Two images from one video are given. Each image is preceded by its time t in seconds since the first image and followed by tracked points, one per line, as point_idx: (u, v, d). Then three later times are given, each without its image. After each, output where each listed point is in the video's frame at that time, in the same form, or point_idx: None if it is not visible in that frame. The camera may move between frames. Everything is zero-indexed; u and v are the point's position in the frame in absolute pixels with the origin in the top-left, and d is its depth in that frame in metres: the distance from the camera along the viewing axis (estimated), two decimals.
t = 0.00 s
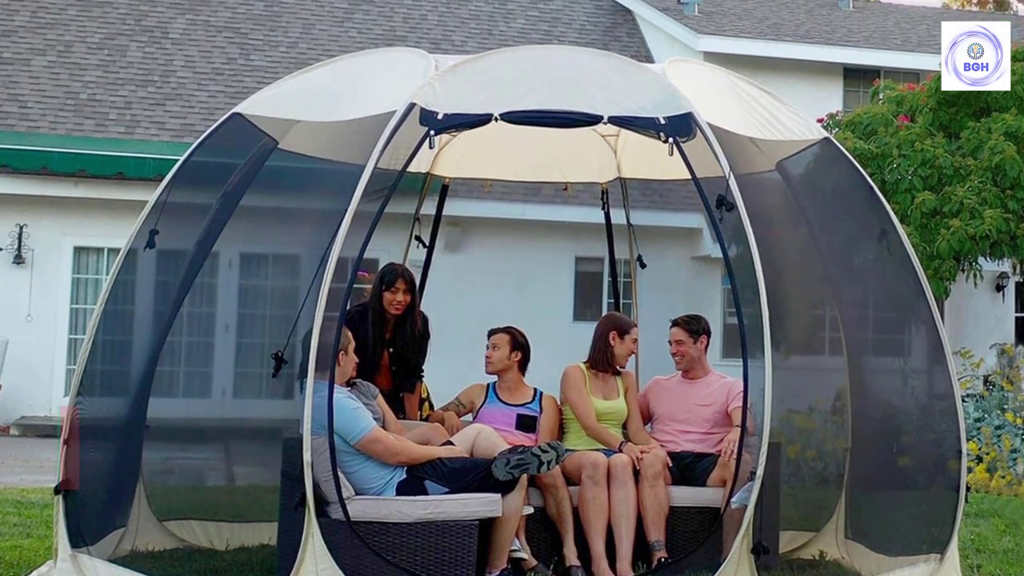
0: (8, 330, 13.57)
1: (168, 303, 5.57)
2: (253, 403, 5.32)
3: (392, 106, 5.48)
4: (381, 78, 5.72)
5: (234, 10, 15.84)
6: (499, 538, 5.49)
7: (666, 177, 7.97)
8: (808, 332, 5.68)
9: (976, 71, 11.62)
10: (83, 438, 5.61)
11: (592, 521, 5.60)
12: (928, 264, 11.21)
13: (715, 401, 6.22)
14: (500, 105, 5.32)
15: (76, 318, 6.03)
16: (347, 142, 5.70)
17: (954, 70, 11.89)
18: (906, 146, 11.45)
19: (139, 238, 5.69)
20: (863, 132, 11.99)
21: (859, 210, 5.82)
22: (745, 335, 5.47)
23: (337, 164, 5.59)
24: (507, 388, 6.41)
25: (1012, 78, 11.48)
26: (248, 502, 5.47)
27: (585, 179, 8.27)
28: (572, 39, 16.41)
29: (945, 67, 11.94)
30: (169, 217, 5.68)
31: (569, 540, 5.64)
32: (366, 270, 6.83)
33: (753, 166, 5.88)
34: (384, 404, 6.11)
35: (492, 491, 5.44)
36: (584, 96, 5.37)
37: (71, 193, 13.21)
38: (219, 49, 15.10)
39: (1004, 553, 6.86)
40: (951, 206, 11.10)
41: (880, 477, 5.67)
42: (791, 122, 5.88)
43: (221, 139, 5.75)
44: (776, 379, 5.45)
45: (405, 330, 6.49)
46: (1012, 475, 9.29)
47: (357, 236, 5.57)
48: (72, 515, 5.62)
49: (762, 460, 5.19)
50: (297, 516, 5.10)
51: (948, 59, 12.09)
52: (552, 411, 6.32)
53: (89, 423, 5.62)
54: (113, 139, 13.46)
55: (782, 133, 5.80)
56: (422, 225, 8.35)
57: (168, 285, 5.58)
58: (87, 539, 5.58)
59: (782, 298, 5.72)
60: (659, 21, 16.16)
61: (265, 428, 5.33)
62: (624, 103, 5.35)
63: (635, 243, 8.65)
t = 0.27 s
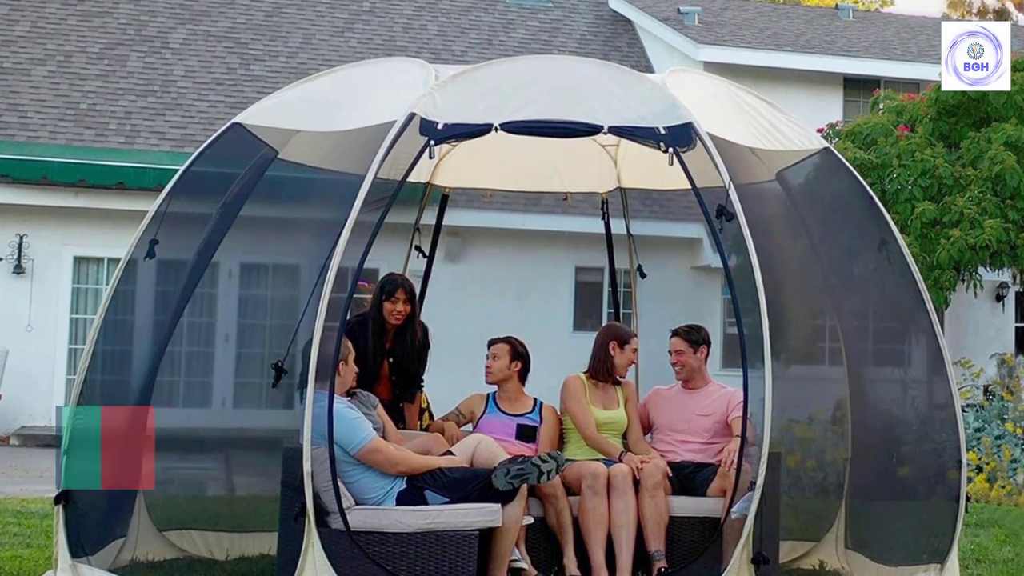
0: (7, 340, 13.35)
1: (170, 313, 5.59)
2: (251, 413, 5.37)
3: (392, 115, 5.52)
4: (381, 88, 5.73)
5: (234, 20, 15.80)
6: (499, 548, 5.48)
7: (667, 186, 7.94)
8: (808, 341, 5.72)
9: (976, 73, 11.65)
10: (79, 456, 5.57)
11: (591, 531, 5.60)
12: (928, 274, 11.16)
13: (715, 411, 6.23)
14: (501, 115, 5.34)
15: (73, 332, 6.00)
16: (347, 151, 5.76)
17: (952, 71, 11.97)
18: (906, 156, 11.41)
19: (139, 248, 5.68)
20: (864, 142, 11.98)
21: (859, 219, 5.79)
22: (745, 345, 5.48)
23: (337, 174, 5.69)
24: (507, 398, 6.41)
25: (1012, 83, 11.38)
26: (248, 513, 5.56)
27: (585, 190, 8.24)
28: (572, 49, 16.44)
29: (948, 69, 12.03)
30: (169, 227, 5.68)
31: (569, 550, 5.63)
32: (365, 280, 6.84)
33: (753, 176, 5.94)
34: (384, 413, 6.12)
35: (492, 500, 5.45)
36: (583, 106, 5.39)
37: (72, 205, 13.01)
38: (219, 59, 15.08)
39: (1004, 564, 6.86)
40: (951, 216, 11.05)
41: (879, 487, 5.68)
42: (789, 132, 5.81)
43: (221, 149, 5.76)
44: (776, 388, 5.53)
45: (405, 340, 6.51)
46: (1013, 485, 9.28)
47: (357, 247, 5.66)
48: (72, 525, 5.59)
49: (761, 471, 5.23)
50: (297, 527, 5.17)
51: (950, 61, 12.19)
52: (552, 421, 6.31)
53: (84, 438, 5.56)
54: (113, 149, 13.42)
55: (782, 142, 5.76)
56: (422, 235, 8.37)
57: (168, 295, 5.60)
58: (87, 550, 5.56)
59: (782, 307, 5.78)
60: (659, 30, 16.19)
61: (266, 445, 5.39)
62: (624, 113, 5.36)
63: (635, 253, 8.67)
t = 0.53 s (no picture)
0: (7, 350, 13.27)
1: (168, 322, 5.65)
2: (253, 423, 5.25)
3: (392, 127, 5.51)
4: (381, 98, 5.74)
5: (234, 30, 15.79)
6: (499, 558, 5.47)
7: (667, 198, 8.00)
8: (808, 352, 5.66)
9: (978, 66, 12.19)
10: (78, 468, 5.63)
11: (591, 541, 5.60)
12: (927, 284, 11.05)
13: (715, 421, 6.24)
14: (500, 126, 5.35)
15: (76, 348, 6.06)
16: (346, 161, 5.67)
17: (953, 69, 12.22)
18: (906, 166, 11.36)
19: (139, 258, 5.78)
20: (864, 152, 11.98)
21: (859, 230, 5.83)
22: (745, 355, 5.46)
23: (336, 184, 5.62)
24: (507, 409, 6.42)
25: (1013, 94, 11.31)
26: (248, 522, 5.38)
27: (585, 201, 8.27)
28: (571, 59, 16.47)
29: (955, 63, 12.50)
30: (169, 237, 5.78)
31: (569, 561, 5.62)
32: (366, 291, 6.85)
33: (753, 187, 5.84)
34: (383, 423, 6.12)
35: (492, 510, 5.45)
36: (583, 115, 5.41)
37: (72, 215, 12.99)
38: (219, 69, 15.09)
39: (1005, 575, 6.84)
40: (951, 226, 11.04)
41: (879, 497, 5.69)
42: (790, 143, 5.89)
43: (221, 159, 5.84)
44: (777, 397, 5.47)
45: (405, 349, 6.51)
46: (1013, 495, 9.27)
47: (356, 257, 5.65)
48: (72, 535, 5.66)
49: (762, 481, 5.22)
50: (297, 536, 5.14)
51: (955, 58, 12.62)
52: (552, 432, 6.30)
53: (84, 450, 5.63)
54: (113, 160, 13.40)
55: (780, 152, 5.85)
56: (422, 245, 8.38)
57: (168, 305, 5.68)
58: (87, 560, 5.65)
59: (783, 318, 5.68)
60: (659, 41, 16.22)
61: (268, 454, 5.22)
62: (624, 124, 5.39)
63: (635, 263, 8.74)
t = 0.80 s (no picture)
0: (7, 361, 13.22)
1: (167, 332, 5.66)
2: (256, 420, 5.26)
3: (392, 137, 5.53)
4: (381, 109, 5.76)
5: (234, 40, 15.80)
6: (499, 569, 5.47)
7: (667, 208, 7.98)
8: (809, 362, 5.64)
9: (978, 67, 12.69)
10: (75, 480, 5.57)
11: (591, 552, 5.59)
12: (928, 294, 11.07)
13: (715, 431, 6.24)
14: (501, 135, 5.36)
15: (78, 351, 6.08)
16: (345, 172, 5.72)
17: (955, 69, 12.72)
18: (906, 176, 11.39)
19: (139, 268, 5.78)
20: (864, 163, 11.95)
21: (859, 240, 5.84)
22: (745, 366, 5.48)
23: (337, 195, 5.65)
24: (507, 419, 6.40)
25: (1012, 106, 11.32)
26: (248, 532, 5.41)
27: (585, 211, 8.27)
28: (572, 69, 16.51)
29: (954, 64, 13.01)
30: (169, 247, 5.78)
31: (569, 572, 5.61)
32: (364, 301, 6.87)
33: (753, 197, 5.86)
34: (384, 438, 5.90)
35: (492, 521, 5.45)
36: (583, 126, 5.42)
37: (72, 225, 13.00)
38: (219, 80, 15.11)
39: None
40: (951, 236, 10.98)
41: (879, 508, 5.68)
42: (790, 153, 5.92)
43: (221, 169, 5.84)
44: (776, 407, 5.48)
45: (405, 360, 6.25)
46: (1013, 505, 9.25)
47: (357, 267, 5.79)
48: (72, 545, 5.65)
49: (762, 491, 5.22)
50: (297, 547, 5.11)
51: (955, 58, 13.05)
52: (552, 441, 6.33)
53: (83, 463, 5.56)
54: (113, 170, 13.40)
55: (781, 162, 5.86)
56: (422, 255, 8.38)
57: (168, 316, 5.69)
58: (87, 569, 5.65)
59: (783, 329, 5.67)
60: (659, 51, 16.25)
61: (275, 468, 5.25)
62: (624, 135, 5.39)
63: (636, 274, 8.77)
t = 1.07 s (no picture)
0: (7, 372, 13.17)
1: (167, 343, 5.66)
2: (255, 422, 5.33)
3: (392, 147, 5.57)
4: (381, 119, 5.77)
5: (235, 51, 15.81)
6: None
7: (667, 219, 7.99)
8: (809, 372, 5.66)
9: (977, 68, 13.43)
10: (73, 483, 5.58)
11: (592, 563, 5.59)
12: (928, 305, 11.07)
13: (714, 442, 6.24)
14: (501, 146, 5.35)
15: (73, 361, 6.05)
16: (346, 183, 5.81)
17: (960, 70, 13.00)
18: (906, 188, 11.39)
19: (139, 279, 5.77)
20: (864, 174, 12.00)
21: (859, 251, 5.84)
22: (748, 376, 5.53)
23: (337, 206, 5.73)
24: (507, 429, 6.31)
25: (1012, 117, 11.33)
26: (248, 544, 5.33)
27: (585, 222, 8.28)
28: (572, 80, 16.53)
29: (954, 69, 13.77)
30: (169, 258, 5.78)
31: None
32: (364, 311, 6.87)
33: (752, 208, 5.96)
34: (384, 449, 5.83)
35: (492, 532, 5.47)
36: (583, 137, 5.42)
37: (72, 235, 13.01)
38: (219, 91, 15.13)
39: None
40: (951, 247, 11.00)
41: (880, 519, 5.67)
42: (790, 163, 5.91)
43: (221, 180, 5.84)
44: (777, 418, 5.55)
45: (406, 371, 6.17)
46: (1013, 516, 9.25)
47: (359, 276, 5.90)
48: (72, 555, 5.63)
49: (762, 502, 5.22)
50: (297, 558, 5.19)
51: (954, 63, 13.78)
52: (552, 453, 6.28)
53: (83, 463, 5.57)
54: (113, 181, 13.39)
55: (782, 173, 5.86)
56: (422, 266, 8.39)
57: (168, 327, 5.69)
58: None
59: (784, 338, 5.73)
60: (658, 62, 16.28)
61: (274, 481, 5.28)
62: (625, 145, 5.40)
63: (635, 284, 8.68)
